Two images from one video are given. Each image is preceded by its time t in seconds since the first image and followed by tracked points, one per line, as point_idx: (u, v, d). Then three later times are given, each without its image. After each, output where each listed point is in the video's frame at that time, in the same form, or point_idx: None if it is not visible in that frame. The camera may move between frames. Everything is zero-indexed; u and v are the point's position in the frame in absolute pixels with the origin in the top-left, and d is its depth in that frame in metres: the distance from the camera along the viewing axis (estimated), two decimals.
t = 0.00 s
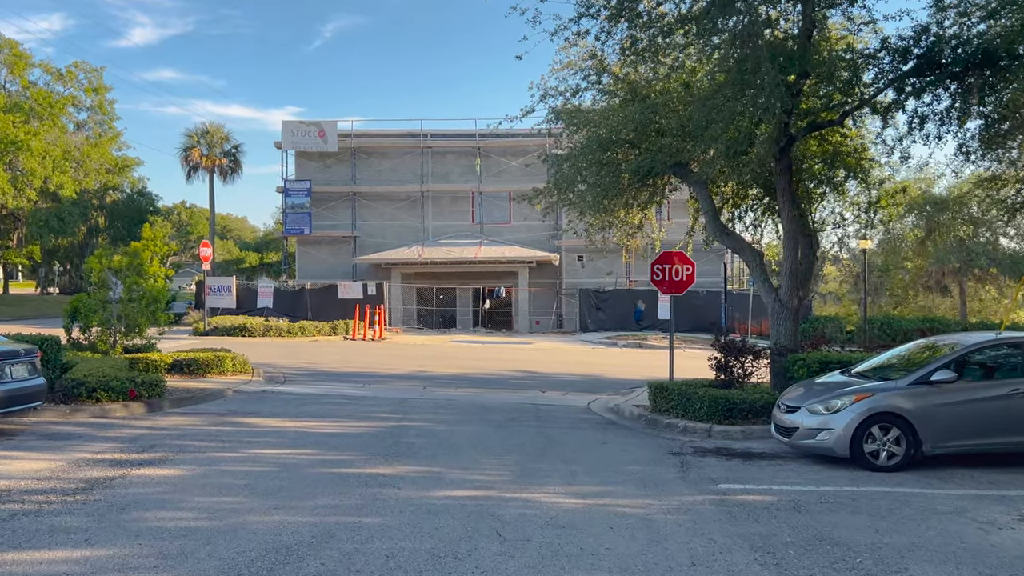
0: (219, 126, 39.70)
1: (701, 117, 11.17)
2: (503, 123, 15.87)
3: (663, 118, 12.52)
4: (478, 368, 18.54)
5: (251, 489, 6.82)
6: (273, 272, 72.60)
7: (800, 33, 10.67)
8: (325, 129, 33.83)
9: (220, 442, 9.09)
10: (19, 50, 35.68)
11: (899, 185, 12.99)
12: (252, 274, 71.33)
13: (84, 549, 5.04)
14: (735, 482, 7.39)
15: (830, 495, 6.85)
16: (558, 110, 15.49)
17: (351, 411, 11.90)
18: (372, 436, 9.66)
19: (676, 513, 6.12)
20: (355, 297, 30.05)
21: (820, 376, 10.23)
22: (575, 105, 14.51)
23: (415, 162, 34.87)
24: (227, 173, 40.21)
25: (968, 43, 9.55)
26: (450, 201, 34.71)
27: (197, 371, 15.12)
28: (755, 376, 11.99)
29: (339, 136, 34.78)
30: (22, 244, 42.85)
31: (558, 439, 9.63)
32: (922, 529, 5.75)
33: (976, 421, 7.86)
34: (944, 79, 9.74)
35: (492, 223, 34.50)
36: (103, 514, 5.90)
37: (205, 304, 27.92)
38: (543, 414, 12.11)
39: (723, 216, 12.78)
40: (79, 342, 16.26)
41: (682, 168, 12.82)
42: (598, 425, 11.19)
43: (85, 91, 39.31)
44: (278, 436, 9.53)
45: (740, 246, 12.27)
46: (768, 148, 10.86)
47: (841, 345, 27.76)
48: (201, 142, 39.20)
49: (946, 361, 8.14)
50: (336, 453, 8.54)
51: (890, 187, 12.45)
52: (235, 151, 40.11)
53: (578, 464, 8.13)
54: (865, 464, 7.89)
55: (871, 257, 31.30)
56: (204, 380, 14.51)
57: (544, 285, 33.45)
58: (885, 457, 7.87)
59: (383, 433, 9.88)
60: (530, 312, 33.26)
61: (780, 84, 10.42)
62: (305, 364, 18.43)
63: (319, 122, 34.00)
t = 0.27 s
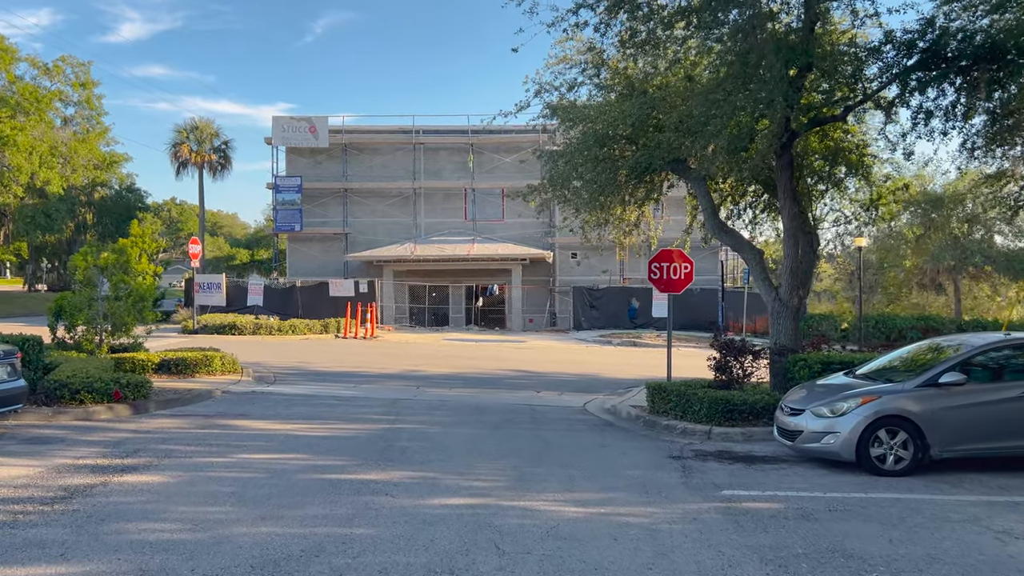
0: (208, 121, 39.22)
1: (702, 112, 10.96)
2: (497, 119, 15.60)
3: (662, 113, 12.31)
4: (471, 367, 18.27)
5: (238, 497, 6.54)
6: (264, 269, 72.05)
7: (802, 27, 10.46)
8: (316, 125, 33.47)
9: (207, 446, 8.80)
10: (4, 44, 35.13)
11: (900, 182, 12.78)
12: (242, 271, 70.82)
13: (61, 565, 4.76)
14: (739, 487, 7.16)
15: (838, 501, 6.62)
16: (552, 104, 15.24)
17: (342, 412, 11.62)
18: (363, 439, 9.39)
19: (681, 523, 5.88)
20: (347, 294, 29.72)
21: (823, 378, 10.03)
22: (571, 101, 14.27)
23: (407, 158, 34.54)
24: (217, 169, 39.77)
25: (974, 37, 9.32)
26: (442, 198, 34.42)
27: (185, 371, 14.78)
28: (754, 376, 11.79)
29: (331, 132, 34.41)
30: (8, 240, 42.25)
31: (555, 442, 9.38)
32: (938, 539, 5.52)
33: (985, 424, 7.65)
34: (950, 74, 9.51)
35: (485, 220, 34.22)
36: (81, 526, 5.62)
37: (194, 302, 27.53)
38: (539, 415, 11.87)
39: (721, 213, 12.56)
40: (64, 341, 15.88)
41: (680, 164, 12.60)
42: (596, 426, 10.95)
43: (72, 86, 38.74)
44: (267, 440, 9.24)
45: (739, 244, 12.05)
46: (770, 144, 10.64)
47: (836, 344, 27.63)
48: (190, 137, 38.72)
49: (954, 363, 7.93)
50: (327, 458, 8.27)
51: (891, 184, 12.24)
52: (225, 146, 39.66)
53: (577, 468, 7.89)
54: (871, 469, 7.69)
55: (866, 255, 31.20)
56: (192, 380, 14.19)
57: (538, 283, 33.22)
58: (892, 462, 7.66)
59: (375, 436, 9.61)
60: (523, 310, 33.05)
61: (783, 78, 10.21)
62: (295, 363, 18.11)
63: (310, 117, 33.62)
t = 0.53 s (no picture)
0: (195, 118, 38.72)
1: (700, 104, 10.74)
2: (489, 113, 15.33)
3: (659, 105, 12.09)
4: (463, 365, 18.02)
5: (226, 503, 6.27)
6: (252, 267, 71.41)
7: (802, 17, 10.26)
8: (304, 121, 33.11)
9: (194, 448, 8.50)
10: None
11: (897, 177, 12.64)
12: (230, 269, 70.21)
13: None
14: (745, 488, 6.95)
15: (848, 502, 6.43)
16: (545, 98, 15.00)
17: (333, 412, 11.34)
18: (356, 440, 9.13)
19: (689, 527, 5.66)
20: (337, 292, 29.36)
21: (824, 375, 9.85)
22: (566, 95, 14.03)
23: (397, 154, 34.22)
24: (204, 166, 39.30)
25: (978, 28, 9.15)
26: (433, 195, 34.12)
27: (172, 370, 14.45)
28: (753, 373, 11.61)
29: (319, 128, 34.04)
30: None
31: (553, 442, 9.15)
32: (955, 543, 5.32)
33: (994, 422, 7.49)
34: (953, 65, 9.32)
35: (475, 217, 33.95)
36: (60, 534, 5.34)
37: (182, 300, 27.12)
38: (534, 414, 11.63)
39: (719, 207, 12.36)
40: (47, 341, 15.49)
41: (677, 158, 12.38)
42: (592, 425, 10.72)
43: (56, 82, 38.14)
44: (255, 442, 8.96)
45: (738, 240, 11.82)
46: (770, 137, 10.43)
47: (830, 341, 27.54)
48: (176, 134, 38.19)
49: (962, 360, 7.75)
50: (318, 460, 8.00)
51: (891, 179, 12.05)
52: (212, 143, 39.17)
53: (576, 470, 7.66)
54: (879, 469, 7.49)
55: (858, 251, 31.13)
56: (179, 380, 13.87)
57: (529, 280, 33.00)
58: (900, 461, 7.47)
59: (368, 437, 9.34)
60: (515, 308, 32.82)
61: (784, 68, 10.01)
62: (284, 363, 17.80)
63: (298, 114, 33.24)
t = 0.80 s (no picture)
0: (182, 118, 38.24)
1: (700, 101, 10.52)
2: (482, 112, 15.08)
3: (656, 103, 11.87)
4: (458, 368, 17.75)
5: (215, 519, 5.98)
6: (241, 269, 70.81)
7: (804, 11, 10.07)
8: (293, 121, 32.76)
9: (181, 459, 8.20)
10: None
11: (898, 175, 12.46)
12: (219, 272, 69.61)
13: None
14: (754, 497, 6.74)
15: (862, 512, 6.22)
16: (539, 97, 14.73)
17: (326, 419, 11.04)
18: (350, 449, 8.86)
19: (701, 541, 5.42)
20: (327, 294, 29.02)
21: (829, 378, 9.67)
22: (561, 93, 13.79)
23: (387, 154, 33.90)
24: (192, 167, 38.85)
25: (983, 22, 8.98)
26: (424, 195, 33.83)
27: (159, 376, 14.10)
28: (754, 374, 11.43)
29: (309, 128, 33.68)
30: None
31: (554, 449, 8.91)
32: (977, 555, 5.12)
33: (1006, 426, 7.33)
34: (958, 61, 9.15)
35: (467, 217, 33.68)
36: (40, 556, 5.05)
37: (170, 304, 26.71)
38: (532, 419, 11.39)
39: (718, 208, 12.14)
40: (31, 347, 15.09)
41: (675, 157, 12.16)
42: (592, 430, 10.49)
43: (41, 83, 37.55)
44: (245, 452, 8.66)
45: (737, 239, 11.62)
46: (772, 134, 10.22)
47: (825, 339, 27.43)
48: (163, 135, 37.73)
49: (973, 362, 7.58)
50: (310, 471, 7.72)
51: (892, 177, 11.88)
52: (200, 144, 38.71)
53: (579, 479, 7.42)
54: (890, 475, 7.31)
55: (852, 250, 31.06)
56: (166, 386, 13.53)
57: (522, 280, 32.77)
58: (911, 467, 7.29)
59: (362, 445, 9.06)
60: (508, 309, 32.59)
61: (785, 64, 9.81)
62: (275, 367, 17.47)
63: (287, 114, 32.89)
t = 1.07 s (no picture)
0: (172, 122, 37.90)
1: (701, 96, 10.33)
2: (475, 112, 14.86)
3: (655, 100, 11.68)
4: (453, 372, 17.49)
5: (203, 535, 5.71)
6: (233, 274, 70.39)
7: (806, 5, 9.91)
8: (284, 124, 32.48)
9: (169, 471, 7.92)
10: None
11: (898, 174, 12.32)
12: (211, 276, 69.18)
13: None
14: (763, 504, 6.51)
15: (876, 519, 6.00)
16: (533, 97, 14.53)
17: (319, 426, 10.77)
18: (344, 458, 8.59)
19: (713, 552, 5.18)
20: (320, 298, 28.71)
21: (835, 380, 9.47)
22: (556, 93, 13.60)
23: (379, 157, 33.64)
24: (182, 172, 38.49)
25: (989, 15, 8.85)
26: (417, 198, 33.57)
27: (149, 384, 13.80)
28: (756, 376, 11.24)
29: (300, 131, 33.40)
30: None
31: (554, 456, 8.66)
32: (1000, 564, 4.90)
33: (1020, 428, 7.13)
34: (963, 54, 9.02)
35: (461, 220, 33.43)
36: None
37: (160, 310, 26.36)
38: (530, 423, 11.15)
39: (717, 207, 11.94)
40: (17, 355, 14.76)
41: (673, 155, 11.96)
42: (592, 435, 10.25)
43: (28, 88, 37.15)
44: (235, 462, 8.38)
45: (738, 238, 11.41)
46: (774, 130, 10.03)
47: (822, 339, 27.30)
48: (153, 139, 37.37)
49: (985, 362, 7.38)
50: (303, 481, 7.45)
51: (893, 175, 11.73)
52: (190, 148, 38.37)
53: (581, 487, 7.18)
54: (902, 479, 7.10)
55: (848, 249, 30.95)
56: (156, 394, 13.22)
57: (517, 283, 32.54)
58: (923, 470, 7.08)
59: (356, 454, 8.79)
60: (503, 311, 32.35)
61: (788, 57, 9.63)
62: (267, 373, 17.18)
63: (278, 117, 32.60)
